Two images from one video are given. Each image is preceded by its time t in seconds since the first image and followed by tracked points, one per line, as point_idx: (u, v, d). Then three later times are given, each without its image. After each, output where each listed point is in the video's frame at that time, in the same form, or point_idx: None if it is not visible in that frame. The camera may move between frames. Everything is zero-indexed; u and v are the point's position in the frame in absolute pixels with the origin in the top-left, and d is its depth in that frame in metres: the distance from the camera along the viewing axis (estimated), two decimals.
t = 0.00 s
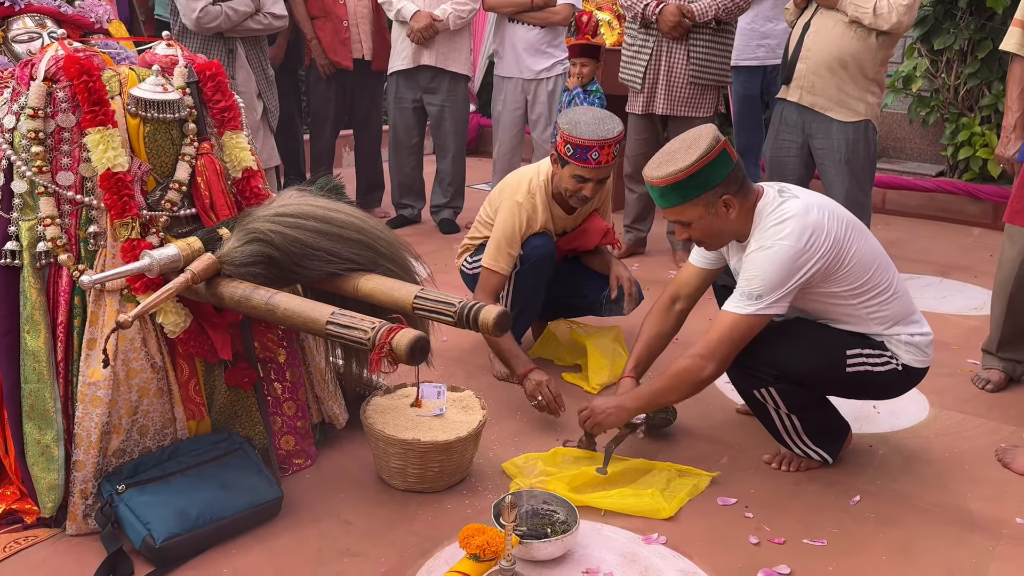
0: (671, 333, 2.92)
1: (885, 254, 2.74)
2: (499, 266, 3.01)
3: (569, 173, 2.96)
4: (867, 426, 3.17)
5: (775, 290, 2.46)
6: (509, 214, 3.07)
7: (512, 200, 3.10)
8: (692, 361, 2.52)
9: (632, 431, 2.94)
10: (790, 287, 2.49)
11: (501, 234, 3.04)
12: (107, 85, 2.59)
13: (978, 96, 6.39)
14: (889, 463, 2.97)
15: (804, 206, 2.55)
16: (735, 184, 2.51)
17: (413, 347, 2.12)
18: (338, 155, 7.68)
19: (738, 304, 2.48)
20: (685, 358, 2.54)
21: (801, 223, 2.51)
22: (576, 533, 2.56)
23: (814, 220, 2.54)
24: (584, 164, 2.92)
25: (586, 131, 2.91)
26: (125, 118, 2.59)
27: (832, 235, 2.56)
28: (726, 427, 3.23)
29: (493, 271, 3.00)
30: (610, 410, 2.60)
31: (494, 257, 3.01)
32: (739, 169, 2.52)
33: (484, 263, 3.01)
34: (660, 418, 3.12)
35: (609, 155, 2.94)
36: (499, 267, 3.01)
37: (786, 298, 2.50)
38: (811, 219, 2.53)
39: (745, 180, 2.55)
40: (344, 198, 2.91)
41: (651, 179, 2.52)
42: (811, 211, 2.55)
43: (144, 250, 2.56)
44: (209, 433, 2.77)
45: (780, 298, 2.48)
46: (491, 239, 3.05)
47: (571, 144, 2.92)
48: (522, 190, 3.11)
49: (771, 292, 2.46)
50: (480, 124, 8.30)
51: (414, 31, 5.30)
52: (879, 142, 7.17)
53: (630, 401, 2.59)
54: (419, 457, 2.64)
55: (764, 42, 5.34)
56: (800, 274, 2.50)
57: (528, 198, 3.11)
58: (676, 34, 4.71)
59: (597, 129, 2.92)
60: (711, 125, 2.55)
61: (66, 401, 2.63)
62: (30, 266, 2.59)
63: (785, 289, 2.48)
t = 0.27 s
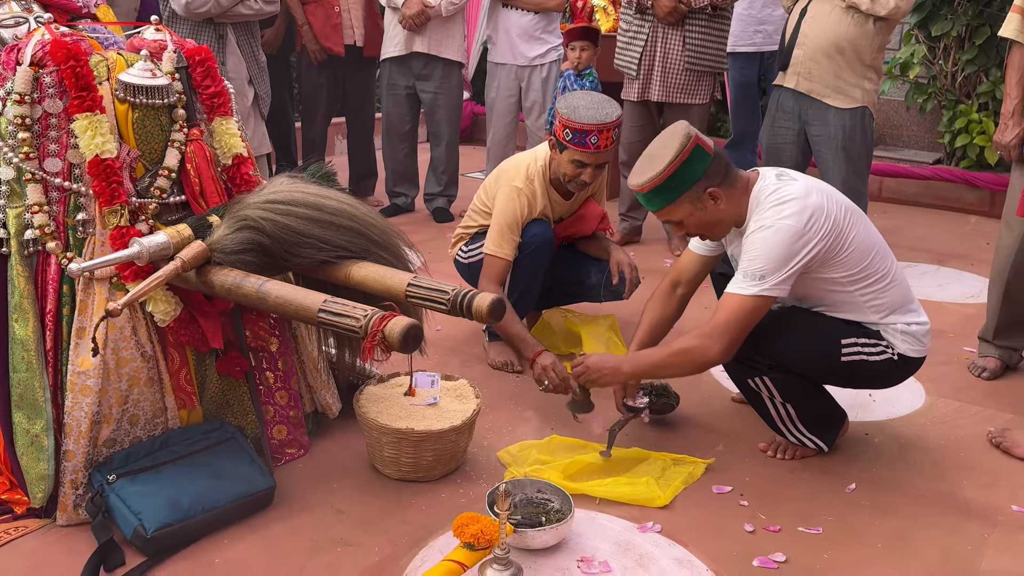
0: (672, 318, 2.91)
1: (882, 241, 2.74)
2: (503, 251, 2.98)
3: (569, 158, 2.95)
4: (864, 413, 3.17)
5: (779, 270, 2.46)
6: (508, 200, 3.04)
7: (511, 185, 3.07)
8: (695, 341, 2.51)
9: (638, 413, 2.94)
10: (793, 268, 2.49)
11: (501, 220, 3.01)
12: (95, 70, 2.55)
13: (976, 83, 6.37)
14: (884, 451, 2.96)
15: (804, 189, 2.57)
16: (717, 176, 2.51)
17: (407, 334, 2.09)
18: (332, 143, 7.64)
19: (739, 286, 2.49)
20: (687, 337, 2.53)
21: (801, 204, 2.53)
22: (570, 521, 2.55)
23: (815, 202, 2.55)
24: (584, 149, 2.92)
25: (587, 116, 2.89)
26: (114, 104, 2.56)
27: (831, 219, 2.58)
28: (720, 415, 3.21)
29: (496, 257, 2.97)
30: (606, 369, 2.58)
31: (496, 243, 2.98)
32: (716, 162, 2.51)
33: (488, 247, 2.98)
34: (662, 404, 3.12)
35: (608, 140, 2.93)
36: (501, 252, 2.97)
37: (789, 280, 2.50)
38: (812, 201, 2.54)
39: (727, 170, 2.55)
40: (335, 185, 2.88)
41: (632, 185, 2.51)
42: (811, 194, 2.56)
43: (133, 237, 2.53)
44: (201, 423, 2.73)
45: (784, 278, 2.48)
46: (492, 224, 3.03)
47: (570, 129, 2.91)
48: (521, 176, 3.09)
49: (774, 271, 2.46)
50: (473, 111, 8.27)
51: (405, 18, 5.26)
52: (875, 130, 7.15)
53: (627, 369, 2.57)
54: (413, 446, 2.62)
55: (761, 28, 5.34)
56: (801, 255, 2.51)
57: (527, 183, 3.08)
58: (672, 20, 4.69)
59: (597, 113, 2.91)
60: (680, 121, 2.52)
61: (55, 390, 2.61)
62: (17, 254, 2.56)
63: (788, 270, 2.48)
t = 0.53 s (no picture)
0: (681, 309, 2.71)
1: (904, 226, 2.54)
2: (497, 241, 2.77)
3: (564, 138, 2.73)
4: (883, 413, 2.96)
5: (794, 251, 2.30)
6: (500, 186, 2.83)
7: (502, 170, 2.86)
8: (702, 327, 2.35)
9: (641, 413, 2.79)
10: (809, 250, 2.32)
11: (493, 206, 2.80)
12: (46, 41, 2.32)
13: (1005, 56, 6.13)
14: (905, 454, 2.75)
15: (821, 166, 2.40)
16: (728, 150, 2.35)
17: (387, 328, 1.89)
18: (304, 121, 7.37)
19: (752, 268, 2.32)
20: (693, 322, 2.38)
21: (819, 181, 2.36)
22: (566, 531, 2.34)
23: (833, 179, 2.38)
24: (580, 127, 2.69)
25: (584, 91, 2.69)
26: (67, 78, 2.32)
27: (851, 199, 2.40)
28: (728, 414, 3.00)
29: (489, 247, 2.76)
30: (603, 353, 2.41)
31: (488, 233, 2.77)
32: (732, 134, 2.35)
33: (480, 236, 2.77)
34: (672, 401, 2.92)
35: (608, 119, 2.71)
36: (494, 242, 2.76)
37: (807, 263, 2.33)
38: (830, 179, 2.37)
39: (742, 144, 2.38)
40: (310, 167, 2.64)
41: (638, 146, 2.37)
42: (830, 171, 2.39)
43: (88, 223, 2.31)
44: (164, 427, 2.50)
45: (800, 260, 2.31)
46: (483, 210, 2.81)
47: (567, 105, 2.68)
48: (513, 160, 2.87)
49: (789, 253, 2.29)
50: (463, 87, 8.05)
51: None
52: (897, 106, 6.86)
53: (628, 355, 2.40)
54: (395, 451, 2.42)
55: None
56: (818, 237, 2.34)
57: (520, 167, 2.87)
58: None
59: (596, 89, 2.71)
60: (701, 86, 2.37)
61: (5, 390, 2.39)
62: None
63: (804, 252, 2.32)
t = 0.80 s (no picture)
0: (680, 298, 2.61)
1: (917, 213, 2.42)
2: (509, 237, 2.60)
3: (549, 123, 2.60)
4: (894, 410, 2.82)
5: (803, 235, 2.19)
6: (497, 181, 2.67)
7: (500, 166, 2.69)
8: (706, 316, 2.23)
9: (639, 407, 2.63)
10: (818, 233, 2.22)
11: (494, 203, 2.63)
12: (3, 15, 2.17)
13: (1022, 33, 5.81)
14: (916, 453, 2.62)
15: (833, 147, 2.30)
16: (735, 126, 2.24)
17: (369, 321, 1.79)
18: (282, 102, 7.19)
19: (758, 251, 2.21)
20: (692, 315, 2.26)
21: (830, 161, 2.26)
22: (559, 535, 2.20)
23: (845, 160, 2.28)
24: (563, 109, 2.57)
25: (566, 71, 2.56)
26: (26, 54, 2.18)
27: (863, 181, 2.29)
28: (730, 410, 2.87)
29: (505, 246, 2.59)
30: (599, 349, 2.24)
31: (495, 232, 2.60)
32: (740, 109, 2.25)
33: (489, 237, 2.59)
34: (671, 394, 2.76)
35: (592, 99, 2.58)
36: (507, 241, 2.59)
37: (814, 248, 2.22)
38: (841, 159, 2.27)
39: (749, 121, 2.28)
40: (287, 150, 2.47)
41: (640, 119, 2.28)
42: (841, 152, 2.29)
43: (50, 210, 2.16)
44: (131, 426, 2.35)
45: (809, 244, 2.20)
46: (483, 207, 2.64)
47: (547, 86, 2.56)
48: (510, 154, 2.71)
49: (797, 236, 2.19)
50: (450, 66, 7.91)
51: None
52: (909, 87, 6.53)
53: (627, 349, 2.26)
54: (379, 451, 2.28)
55: None
56: (829, 220, 2.23)
57: (520, 161, 2.71)
58: None
59: (580, 69, 2.58)
60: (707, 57, 2.28)
61: None
62: None
63: (814, 235, 2.21)
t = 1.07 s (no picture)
0: (678, 287, 2.58)
1: (920, 201, 2.36)
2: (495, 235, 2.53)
3: (546, 118, 2.50)
4: (895, 404, 2.76)
5: (804, 222, 2.12)
6: (485, 174, 2.59)
7: (489, 158, 2.61)
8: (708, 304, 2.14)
9: (631, 397, 2.57)
10: (820, 221, 2.14)
11: (481, 198, 2.55)
12: None
13: None
14: (919, 448, 2.56)
15: (835, 132, 2.23)
16: (734, 107, 2.18)
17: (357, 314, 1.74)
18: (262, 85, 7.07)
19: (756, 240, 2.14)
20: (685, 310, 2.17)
21: (833, 147, 2.18)
22: (553, 533, 2.13)
23: (848, 146, 2.20)
24: (563, 108, 2.46)
25: (570, 68, 2.44)
26: None
27: (866, 167, 2.22)
28: (726, 403, 2.80)
29: (489, 244, 2.51)
30: (592, 347, 2.18)
31: (481, 228, 2.52)
32: (739, 89, 2.19)
33: (477, 234, 2.51)
34: (665, 383, 2.71)
35: (594, 98, 2.47)
36: (495, 237, 2.51)
37: (815, 237, 2.15)
38: (844, 145, 2.20)
39: (749, 103, 2.22)
40: (270, 136, 2.40)
41: (638, 101, 2.22)
42: (844, 137, 2.22)
43: (22, 197, 2.06)
44: (108, 422, 2.26)
45: (810, 232, 2.13)
46: (471, 201, 2.57)
47: (549, 82, 2.44)
48: (500, 145, 2.62)
49: (797, 224, 2.12)
50: (437, 49, 7.83)
51: None
52: (911, 71, 6.35)
53: (620, 345, 2.16)
54: (366, 447, 2.20)
55: None
56: (830, 207, 2.16)
57: (510, 153, 2.62)
58: None
59: (583, 66, 2.46)
60: (706, 37, 2.22)
61: None
62: None
63: (815, 223, 2.13)
